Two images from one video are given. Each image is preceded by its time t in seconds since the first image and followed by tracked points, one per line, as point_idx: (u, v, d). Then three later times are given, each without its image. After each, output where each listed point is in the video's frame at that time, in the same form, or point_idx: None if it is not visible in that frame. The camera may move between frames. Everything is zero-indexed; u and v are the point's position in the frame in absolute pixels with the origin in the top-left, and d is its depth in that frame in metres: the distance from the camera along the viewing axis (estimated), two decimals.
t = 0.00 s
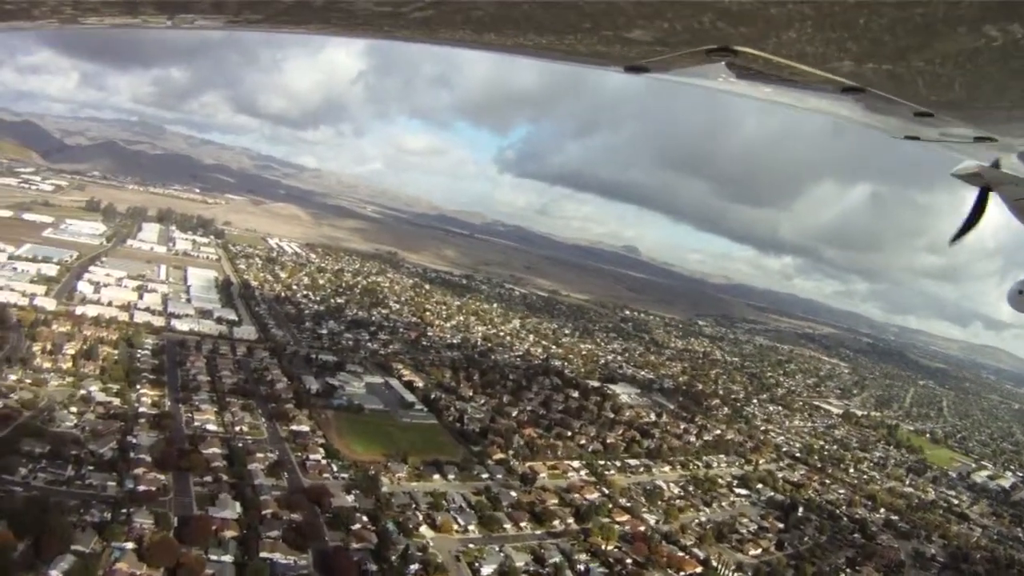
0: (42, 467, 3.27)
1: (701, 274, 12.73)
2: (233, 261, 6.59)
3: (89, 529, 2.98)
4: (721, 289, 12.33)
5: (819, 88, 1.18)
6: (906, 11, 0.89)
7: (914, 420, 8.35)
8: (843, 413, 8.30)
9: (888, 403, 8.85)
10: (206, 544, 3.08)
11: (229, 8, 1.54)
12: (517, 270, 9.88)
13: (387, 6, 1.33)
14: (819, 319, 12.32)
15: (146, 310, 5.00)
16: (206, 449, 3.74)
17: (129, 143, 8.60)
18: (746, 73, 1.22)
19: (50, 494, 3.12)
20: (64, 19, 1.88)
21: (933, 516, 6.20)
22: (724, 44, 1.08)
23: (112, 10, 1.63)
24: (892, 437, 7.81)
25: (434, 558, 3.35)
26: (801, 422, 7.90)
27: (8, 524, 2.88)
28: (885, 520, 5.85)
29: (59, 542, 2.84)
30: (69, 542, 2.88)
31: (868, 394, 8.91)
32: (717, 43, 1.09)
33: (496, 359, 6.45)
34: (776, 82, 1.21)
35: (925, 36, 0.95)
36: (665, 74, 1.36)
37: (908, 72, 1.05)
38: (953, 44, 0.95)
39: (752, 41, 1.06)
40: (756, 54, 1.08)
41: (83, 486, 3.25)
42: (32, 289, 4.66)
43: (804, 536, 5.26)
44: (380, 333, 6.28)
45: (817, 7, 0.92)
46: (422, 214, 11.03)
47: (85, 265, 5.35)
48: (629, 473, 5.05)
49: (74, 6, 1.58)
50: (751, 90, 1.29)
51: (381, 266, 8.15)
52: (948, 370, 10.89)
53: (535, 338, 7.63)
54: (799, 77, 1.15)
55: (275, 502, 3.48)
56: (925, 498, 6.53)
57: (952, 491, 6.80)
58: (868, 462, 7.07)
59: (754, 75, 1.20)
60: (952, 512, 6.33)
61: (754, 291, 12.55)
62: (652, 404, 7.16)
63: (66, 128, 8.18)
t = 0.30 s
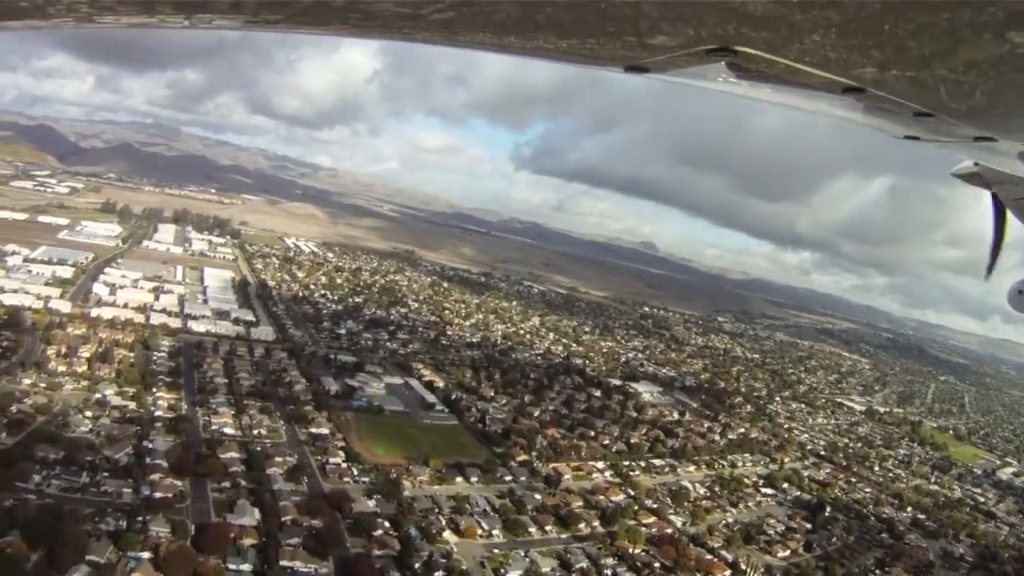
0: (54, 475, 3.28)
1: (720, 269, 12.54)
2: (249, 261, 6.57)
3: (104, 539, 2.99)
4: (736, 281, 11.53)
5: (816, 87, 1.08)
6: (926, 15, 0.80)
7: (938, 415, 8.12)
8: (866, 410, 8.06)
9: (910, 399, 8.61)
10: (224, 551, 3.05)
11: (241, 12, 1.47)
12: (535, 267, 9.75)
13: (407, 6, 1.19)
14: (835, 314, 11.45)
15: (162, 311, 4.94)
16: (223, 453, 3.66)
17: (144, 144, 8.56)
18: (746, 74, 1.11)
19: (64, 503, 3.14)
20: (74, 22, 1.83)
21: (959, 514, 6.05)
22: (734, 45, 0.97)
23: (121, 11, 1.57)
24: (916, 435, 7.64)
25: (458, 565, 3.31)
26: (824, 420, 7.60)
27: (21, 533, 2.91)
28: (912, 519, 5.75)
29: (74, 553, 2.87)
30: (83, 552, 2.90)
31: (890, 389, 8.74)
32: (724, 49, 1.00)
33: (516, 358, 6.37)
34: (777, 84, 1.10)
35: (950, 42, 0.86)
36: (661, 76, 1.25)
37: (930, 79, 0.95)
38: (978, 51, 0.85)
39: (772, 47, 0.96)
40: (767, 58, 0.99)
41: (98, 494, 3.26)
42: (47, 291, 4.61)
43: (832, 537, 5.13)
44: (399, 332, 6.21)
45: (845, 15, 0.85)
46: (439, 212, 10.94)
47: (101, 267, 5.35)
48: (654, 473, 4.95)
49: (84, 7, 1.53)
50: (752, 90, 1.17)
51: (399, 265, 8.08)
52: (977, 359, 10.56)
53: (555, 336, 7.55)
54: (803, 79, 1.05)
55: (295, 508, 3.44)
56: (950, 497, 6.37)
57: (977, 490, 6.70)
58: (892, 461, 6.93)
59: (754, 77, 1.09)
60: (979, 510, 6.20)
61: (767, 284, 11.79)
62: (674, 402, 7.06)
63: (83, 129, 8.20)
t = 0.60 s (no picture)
0: (75, 486, 3.24)
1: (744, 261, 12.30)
2: (269, 263, 6.55)
3: (124, 552, 2.92)
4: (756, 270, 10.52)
5: (824, 88, 1.12)
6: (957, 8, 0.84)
7: (964, 408, 7.75)
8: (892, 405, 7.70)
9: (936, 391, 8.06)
10: (249, 563, 2.98)
11: (262, 10, 1.40)
12: (557, 264, 9.60)
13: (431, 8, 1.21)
14: (864, 306, 10.50)
15: (182, 316, 4.93)
16: (246, 462, 3.63)
17: (162, 148, 8.50)
18: (748, 74, 1.14)
19: (83, 515, 3.09)
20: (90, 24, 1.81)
21: (992, 509, 5.87)
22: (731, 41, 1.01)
23: (140, 9, 1.50)
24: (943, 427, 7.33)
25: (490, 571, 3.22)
26: (852, 414, 7.48)
27: (40, 546, 2.88)
28: (944, 515, 5.51)
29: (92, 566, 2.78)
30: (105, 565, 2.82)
31: (917, 381, 8.29)
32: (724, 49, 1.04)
33: (541, 357, 6.27)
34: (778, 84, 1.14)
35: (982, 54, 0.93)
36: (658, 72, 1.27)
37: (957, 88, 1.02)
38: (1010, 61, 0.93)
39: (797, 55, 1.02)
40: (757, 53, 1.03)
41: (118, 505, 3.21)
42: (65, 298, 4.65)
43: (865, 534, 4.95)
44: (421, 333, 6.14)
45: (875, 21, 0.90)
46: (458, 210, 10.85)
47: (120, 272, 5.34)
48: (684, 474, 4.82)
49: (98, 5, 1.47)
50: (753, 90, 1.21)
51: (420, 264, 8.03)
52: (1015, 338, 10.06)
53: (578, 333, 7.46)
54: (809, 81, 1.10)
55: (320, 516, 3.36)
56: (983, 491, 6.15)
57: (1009, 483, 6.43)
58: (923, 455, 6.70)
59: (756, 77, 1.13)
60: (1013, 506, 5.99)
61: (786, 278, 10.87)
62: (702, 399, 6.94)
63: (101, 135, 8.22)
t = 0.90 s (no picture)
0: (97, 501, 3.23)
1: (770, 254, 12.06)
2: (290, 269, 6.53)
3: (148, 568, 2.92)
4: (778, 263, 10.14)
5: (821, 88, 1.22)
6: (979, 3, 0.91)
7: (994, 398, 7.49)
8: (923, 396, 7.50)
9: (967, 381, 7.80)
10: None
11: (292, 8, 1.36)
12: (579, 262, 9.48)
13: (459, 8, 1.23)
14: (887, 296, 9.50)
15: (204, 325, 4.87)
16: (270, 472, 3.57)
17: (180, 157, 8.51)
18: (746, 73, 1.24)
19: (105, 533, 3.08)
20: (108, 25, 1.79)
21: None
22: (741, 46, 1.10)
23: (167, 5, 1.46)
24: (972, 419, 7.12)
25: None
26: (881, 408, 7.25)
27: (61, 565, 2.89)
28: (981, 510, 5.40)
29: None
30: None
31: (945, 371, 7.89)
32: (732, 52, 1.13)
33: (567, 357, 6.17)
34: (778, 83, 1.24)
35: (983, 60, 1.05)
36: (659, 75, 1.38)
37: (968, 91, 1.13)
38: None
39: (828, 62, 1.11)
40: (755, 52, 1.10)
41: (141, 520, 3.20)
42: (84, 310, 4.64)
43: (903, 532, 4.81)
44: (446, 335, 6.07)
45: (910, 28, 0.99)
46: (478, 211, 10.79)
47: (140, 282, 5.33)
48: (716, 474, 4.68)
49: (122, 0, 1.45)
50: (751, 90, 1.32)
51: (442, 266, 7.98)
52: None
53: (603, 332, 7.35)
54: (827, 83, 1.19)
55: (349, 527, 3.32)
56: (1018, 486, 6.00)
57: None
58: (954, 449, 6.49)
59: (755, 76, 1.23)
60: None
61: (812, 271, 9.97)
62: (730, 396, 6.76)
63: (118, 146, 8.26)
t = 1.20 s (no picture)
0: (115, 513, 3.13)
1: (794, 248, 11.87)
2: (311, 271, 6.51)
3: None
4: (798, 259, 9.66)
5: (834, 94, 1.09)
6: (1008, 9, 0.82)
7: None
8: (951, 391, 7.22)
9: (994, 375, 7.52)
10: None
11: (317, 10, 1.29)
12: (600, 260, 9.36)
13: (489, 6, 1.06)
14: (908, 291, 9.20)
15: (224, 329, 4.85)
16: (294, 479, 3.52)
17: (198, 162, 8.54)
18: (750, 75, 1.09)
19: (123, 545, 2.98)
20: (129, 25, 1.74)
21: None
22: (746, 51, 0.98)
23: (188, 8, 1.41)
24: (1003, 413, 6.96)
25: None
26: (908, 403, 7.06)
27: None
28: (1015, 508, 5.17)
29: None
30: None
31: (971, 365, 7.50)
32: (737, 60, 1.02)
33: (592, 356, 6.05)
34: (783, 85, 1.10)
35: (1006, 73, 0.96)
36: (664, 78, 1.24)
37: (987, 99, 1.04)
38: None
39: (855, 71, 1.01)
40: (758, 54, 0.99)
41: (161, 531, 3.10)
42: (104, 316, 4.59)
43: (937, 532, 4.62)
44: (469, 336, 6.01)
45: (941, 37, 0.91)
46: (497, 211, 10.71)
47: (160, 287, 5.31)
48: (747, 472, 4.54)
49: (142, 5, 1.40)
50: (752, 91, 1.18)
51: (462, 266, 7.92)
52: None
53: (628, 330, 7.25)
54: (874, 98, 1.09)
55: (375, 536, 3.25)
56: None
57: None
58: (986, 444, 6.26)
59: (758, 77, 1.09)
60: None
61: (831, 263, 9.40)
62: (758, 394, 6.62)
63: (137, 152, 8.29)
